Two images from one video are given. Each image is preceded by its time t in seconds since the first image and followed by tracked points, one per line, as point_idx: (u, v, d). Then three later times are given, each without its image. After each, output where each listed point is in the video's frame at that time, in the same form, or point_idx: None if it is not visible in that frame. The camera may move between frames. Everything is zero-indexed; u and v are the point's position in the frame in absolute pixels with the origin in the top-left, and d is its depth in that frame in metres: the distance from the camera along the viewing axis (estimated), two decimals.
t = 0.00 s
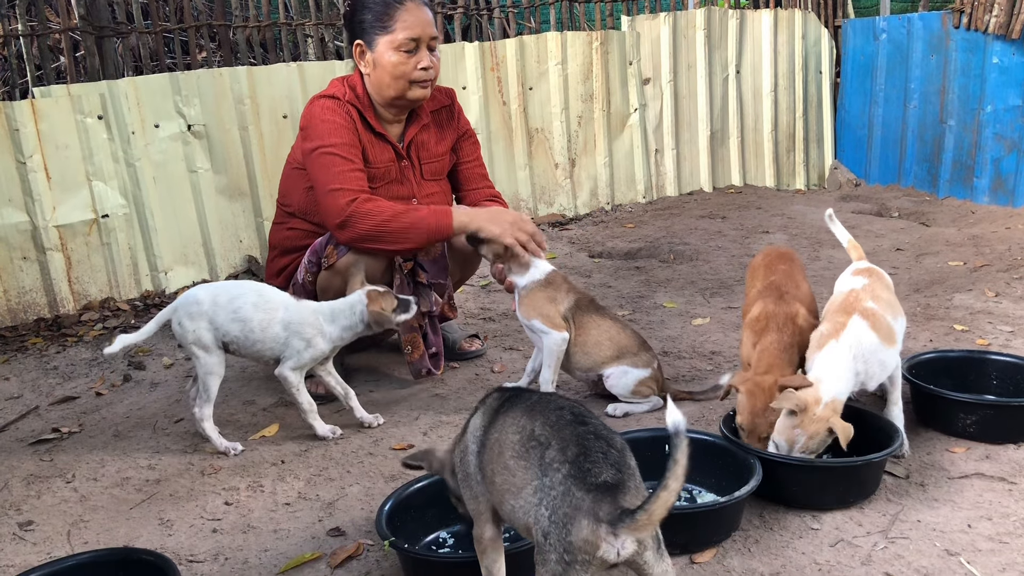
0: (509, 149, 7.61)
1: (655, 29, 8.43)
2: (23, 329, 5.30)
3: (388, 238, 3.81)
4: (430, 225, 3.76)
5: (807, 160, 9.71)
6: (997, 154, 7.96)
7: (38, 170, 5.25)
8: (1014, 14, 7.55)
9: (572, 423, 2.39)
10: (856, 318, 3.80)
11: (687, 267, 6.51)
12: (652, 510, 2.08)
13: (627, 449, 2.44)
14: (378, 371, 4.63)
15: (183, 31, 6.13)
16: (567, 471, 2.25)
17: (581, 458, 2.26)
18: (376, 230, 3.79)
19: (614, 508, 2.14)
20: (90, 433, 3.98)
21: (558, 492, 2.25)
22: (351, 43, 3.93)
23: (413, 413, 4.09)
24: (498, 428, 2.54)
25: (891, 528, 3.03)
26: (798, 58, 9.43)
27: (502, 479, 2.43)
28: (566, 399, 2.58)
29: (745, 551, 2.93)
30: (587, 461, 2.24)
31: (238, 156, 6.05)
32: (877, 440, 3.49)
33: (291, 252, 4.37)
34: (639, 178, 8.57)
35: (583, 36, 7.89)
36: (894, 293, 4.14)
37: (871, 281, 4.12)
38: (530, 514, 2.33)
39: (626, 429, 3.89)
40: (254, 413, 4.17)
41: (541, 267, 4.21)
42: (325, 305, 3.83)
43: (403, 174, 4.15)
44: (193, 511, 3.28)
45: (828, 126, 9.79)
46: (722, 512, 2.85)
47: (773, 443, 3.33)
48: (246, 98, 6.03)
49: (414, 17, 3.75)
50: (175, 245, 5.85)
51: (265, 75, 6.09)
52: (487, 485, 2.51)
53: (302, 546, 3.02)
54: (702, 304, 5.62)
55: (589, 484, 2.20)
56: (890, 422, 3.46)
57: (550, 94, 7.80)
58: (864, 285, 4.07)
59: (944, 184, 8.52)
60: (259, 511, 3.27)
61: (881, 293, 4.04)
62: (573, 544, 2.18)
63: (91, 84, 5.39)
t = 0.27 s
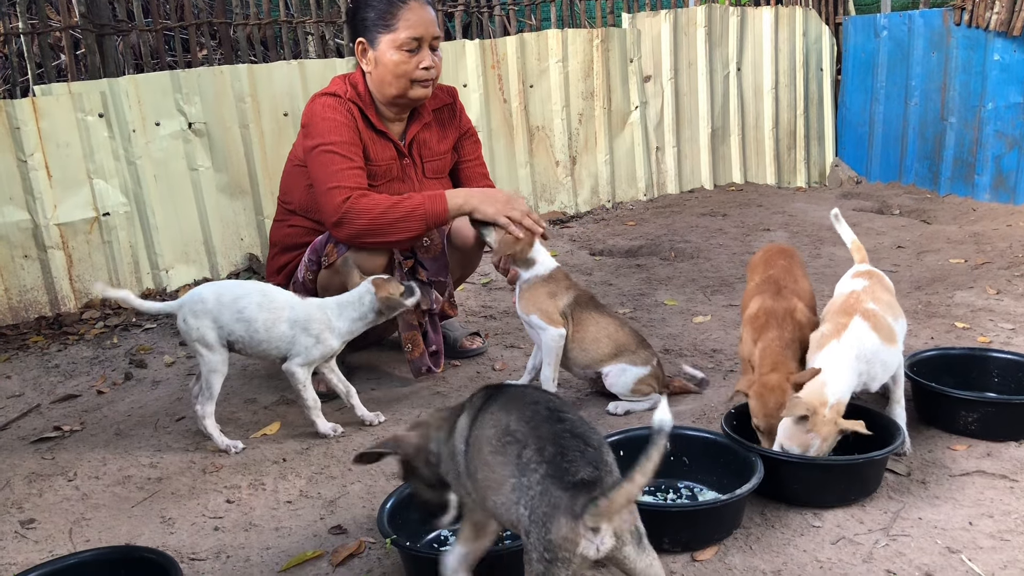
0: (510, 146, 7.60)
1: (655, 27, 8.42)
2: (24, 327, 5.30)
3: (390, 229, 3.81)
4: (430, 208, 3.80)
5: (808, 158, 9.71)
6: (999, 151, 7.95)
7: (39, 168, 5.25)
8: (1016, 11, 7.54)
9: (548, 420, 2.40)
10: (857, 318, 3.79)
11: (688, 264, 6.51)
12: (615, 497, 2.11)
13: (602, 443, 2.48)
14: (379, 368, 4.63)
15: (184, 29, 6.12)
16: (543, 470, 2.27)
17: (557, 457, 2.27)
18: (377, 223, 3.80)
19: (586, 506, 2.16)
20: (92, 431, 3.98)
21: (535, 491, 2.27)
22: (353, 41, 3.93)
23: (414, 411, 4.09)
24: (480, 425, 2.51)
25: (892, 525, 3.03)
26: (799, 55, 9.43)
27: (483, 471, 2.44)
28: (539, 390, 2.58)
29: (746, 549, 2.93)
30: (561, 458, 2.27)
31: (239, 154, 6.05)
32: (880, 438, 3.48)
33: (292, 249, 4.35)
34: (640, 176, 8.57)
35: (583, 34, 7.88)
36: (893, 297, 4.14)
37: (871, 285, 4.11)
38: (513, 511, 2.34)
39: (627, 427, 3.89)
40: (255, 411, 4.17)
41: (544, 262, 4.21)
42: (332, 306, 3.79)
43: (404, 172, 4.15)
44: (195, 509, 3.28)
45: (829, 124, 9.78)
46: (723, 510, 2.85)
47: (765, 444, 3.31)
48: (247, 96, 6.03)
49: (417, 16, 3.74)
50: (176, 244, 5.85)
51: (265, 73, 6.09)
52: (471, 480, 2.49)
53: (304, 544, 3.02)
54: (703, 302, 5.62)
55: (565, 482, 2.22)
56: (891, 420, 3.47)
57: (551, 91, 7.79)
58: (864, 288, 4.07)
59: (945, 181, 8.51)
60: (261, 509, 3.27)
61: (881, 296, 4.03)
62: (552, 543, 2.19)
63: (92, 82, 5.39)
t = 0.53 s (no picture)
0: (510, 146, 7.61)
1: (655, 26, 8.42)
2: (24, 326, 5.30)
3: (386, 228, 3.81)
4: (426, 204, 3.77)
5: (808, 158, 9.71)
6: (999, 151, 7.94)
7: (39, 168, 5.25)
8: (1016, 11, 7.54)
9: (491, 413, 2.36)
10: (856, 319, 3.79)
11: (688, 264, 6.51)
12: (583, 463, 2.24)
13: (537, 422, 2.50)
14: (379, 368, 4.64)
15: (185, 29, 6.13)
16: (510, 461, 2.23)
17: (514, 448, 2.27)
18: (372, 223, 3.80)
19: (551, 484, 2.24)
20: (92, 431, 3.99)
21: (501, 483, 2.22)
22: (351, 42, 3.94)
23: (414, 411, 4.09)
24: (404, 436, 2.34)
25: (892, 525, 3.03)
26: (799, 55, 9.43)
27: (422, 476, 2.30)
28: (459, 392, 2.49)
29: (746, 548, 2.94)
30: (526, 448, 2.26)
31: (239, 154, 6.05)
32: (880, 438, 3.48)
33: (291, 249, 4.36)
34: (641, 175, 8.57)
35: (584, 33, 7.88)
36: (893, 296, 4.13)
37: (871, 284, 4.12)
38: (466, 510, 2.25)
39: (628, 426, 3.89)
40: (255, 410, 4.17)
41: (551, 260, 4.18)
42: (367, 304, 3.73)
43: (402, 172, 4.15)
44: (195, 508, 3.28)
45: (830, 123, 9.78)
46: (723, 510, 2.85)
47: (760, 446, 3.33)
48: (247, 96, 6.03)
49: (414, 16, 3.74)
50: (176, 243, 5.85)
51: (265, 73, 6.09)
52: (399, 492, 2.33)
53: (304, 544, 3.02)
54: (703, 302, 5.62)
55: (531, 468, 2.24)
56: (890, 420, 3.46)
57: (551, 91, 7.79)
58: (864, 288, 4.07)
59: (945, 181, 8.51)
60: (261, 509, 3.27)
61: (881, 295, 4.04)
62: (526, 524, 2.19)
63: (93, 82, 5.39)
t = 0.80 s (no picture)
0: (510, 146, 7.61)
1: (655, 28, 8.43)
2: (24, 326, 5.30)
3: (380, 229, 3.82)
4: (418, 203, 3.77)
5: (808, 159, 9.70)
6: (998, 152, 7.95)
7: (39, 168, 5.25)
8: (1016, 12, 7.54)
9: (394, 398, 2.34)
10: (856, 317, 3.79)
11: (687, 265, 6.51)
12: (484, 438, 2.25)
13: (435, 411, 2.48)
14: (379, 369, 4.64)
15: (185, 30, 6.13)
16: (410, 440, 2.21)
17: (411, 420, 2.27)
18: (365, 224, 3.80)
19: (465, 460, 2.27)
20: (91, 431, 3.99)
21: (403, 457, 2.19)
22: (348, 43, 3.94)
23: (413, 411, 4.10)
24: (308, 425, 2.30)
25: (891, 526, 3.04)
26: (799, 56, 9.43)
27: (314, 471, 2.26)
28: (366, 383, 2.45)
29: (745, 549, 2.94)
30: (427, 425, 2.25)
31: (239, 155, 6.05)
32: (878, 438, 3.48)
33: (289, 250, 4.36)
34: (640, 176, 8.57)
35: (584, 34, 7.89)
36: (896, 294, 4.13)
37: (873, 282, 4.12)
38: (371, 491, 2.20)
39: (627, 427, 3.89)
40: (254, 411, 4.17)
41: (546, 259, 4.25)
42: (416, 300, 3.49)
43: (400, 172, 4.16)
44: (195, 508, 3.28)
45: (830, 124, 9.78)
46: (722, 511, 2.85)
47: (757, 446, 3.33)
48: (247, 97, 6.03)
49: (410, 17, 3.74)
50: (176, 243, 5.85)
51: (265, 73, 6.09)
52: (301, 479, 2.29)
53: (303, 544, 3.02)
54: (702, 303, 5.62)
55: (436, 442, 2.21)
56: (888, 420, 3.46)
57: (551, 92, 7.80)
58: (865, 286, 4.07)
59: (945, 182, 8.51)
60: (260, 509, 3.27)
61: (882, 294, 4.03)
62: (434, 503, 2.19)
63: (93, 82, 5.40)
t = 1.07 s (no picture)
0: (510, 148, 7.61)
1: (655, 29, 8.43)
2: (22, 327, 5.30)
3: (380, 231, 3.83)
4: (420, 207, 3.81)
5: (807, 161, 9.70)
6: (997, 155, 7.96)
7: (39, 168, 5.25)
8: (1015, 15, 7.55)
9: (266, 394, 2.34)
10: (856, 317, 3.79)
11: (687, 267, 6.52)
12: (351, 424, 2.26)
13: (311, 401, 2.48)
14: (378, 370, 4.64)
15: (184, 30, 6.13)
16: (275, 435, 2.08)
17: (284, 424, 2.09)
18: (365, 226, 3.81)
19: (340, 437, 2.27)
20: (90, 432, 3.99)
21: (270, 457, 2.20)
22: (345, 45, 3.96)
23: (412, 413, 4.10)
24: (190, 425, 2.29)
25: (890, 528, 3.04)
26: (798, 58, 9.43)
27: (191, 449, 2.24)
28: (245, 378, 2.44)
29: (743, 551, 2.94)
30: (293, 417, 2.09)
31: (238, 156, 6.05)
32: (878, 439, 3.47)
33: (288, 251, 4.36)
34: (640, 178, 8.58)
35: (583, 36, 7.89)
36: (895, 295, 4.13)
37: (873, 283, 4.13)
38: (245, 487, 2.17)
39: (626, 429, 3.90)
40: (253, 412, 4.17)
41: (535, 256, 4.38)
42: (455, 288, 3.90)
43: (399, 173, 4.15)
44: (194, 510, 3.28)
45: (829, 127, 9.79)
46: (720, 513, 2.85)
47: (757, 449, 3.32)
48: (247, 98, 6.03)
49: (405, 17, 3.75)
50: (175, 244, 5.85)
51: (265, 74, 6.10)
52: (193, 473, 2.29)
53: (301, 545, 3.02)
54: (701, 304, 5.63)
55: (305, 437, 2.10)
56: (888, 422, 3.46)
57: (551, 93, 7.80)
58: (865, 286, 4.07)
59: (944, 184, 8.52)
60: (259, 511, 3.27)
61: (882, 294, 4.04)
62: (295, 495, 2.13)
63: (92, 83, 5.40)
